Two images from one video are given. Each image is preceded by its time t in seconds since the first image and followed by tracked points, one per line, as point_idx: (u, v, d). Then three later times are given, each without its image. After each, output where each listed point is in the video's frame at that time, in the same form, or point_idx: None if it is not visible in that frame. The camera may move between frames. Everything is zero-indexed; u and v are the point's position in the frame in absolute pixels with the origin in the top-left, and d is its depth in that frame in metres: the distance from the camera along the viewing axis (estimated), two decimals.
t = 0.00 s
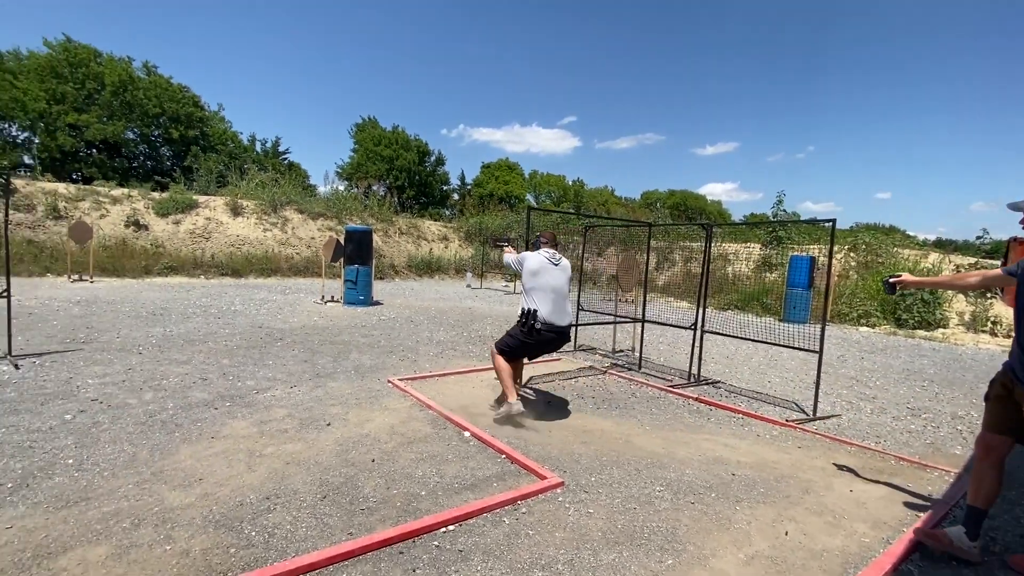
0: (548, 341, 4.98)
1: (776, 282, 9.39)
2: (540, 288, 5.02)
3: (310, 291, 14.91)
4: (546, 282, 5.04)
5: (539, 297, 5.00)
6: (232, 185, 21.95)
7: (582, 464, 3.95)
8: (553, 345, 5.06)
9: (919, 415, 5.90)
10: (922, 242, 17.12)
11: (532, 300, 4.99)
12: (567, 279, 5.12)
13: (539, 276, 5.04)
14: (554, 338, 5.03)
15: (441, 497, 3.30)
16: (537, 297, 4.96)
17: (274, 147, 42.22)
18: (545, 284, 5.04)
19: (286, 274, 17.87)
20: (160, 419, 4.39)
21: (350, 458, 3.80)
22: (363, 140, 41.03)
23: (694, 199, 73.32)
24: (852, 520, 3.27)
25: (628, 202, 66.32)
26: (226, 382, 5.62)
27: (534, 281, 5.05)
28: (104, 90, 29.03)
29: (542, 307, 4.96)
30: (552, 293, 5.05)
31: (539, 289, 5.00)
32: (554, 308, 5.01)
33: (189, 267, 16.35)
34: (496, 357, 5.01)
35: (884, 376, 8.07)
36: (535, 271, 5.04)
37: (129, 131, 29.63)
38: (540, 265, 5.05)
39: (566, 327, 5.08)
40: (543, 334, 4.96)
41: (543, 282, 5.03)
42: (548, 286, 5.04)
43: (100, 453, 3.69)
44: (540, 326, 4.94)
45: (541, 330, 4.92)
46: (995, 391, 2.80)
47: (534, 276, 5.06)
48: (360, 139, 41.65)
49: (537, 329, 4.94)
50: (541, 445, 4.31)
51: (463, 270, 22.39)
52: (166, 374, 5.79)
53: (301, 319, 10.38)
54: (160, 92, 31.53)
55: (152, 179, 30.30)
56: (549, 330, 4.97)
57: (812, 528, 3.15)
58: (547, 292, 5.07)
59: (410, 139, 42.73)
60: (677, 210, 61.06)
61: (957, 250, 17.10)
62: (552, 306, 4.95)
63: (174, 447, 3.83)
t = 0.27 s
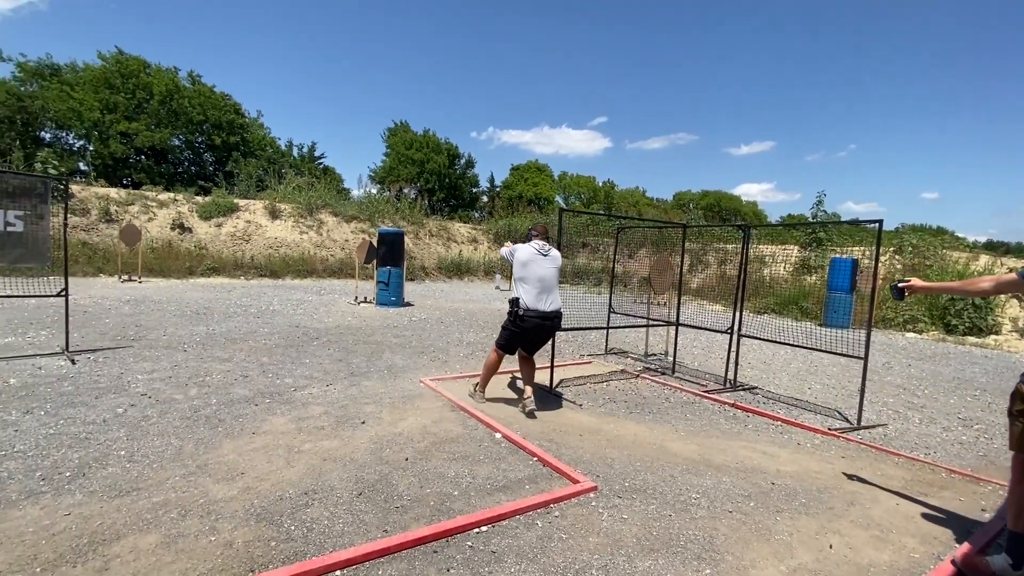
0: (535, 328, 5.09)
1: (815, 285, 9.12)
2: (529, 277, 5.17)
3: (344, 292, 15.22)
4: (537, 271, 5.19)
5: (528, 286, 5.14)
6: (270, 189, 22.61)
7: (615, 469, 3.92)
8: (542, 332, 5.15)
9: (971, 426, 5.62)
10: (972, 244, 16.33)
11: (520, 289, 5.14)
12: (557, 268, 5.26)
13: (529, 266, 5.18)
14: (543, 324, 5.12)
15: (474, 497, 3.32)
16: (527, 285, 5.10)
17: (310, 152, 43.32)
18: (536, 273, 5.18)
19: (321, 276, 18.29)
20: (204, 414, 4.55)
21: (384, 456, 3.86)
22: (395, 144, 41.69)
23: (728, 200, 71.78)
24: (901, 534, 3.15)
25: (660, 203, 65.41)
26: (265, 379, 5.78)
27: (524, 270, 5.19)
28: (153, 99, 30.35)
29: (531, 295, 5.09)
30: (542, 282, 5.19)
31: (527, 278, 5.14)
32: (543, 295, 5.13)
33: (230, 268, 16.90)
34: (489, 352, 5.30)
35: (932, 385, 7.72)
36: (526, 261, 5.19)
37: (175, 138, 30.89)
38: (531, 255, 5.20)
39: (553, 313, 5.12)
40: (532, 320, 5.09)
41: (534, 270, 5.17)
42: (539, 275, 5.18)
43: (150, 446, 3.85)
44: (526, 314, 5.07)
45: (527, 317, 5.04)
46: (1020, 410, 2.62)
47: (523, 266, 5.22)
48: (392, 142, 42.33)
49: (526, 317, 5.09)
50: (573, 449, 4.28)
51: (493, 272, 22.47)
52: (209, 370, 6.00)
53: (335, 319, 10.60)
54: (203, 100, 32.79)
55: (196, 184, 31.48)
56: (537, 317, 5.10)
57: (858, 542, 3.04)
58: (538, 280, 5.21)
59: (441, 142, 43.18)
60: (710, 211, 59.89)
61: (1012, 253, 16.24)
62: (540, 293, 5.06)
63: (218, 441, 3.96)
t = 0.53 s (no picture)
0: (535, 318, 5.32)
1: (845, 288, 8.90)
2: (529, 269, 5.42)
3: (367, 294, 15.41)
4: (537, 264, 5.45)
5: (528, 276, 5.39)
6: (296, 192, 23.02)
7: (639, 475, 3.87)
8: (541, 321, 5.34)
9: (1012, 437, 5.40)
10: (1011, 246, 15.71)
11: (519, 280, 5.41)
12: (555, 261, 5.45)
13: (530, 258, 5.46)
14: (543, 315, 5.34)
15: (496, 501, 3.31)
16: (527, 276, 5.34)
17: (335, 156, 44.00)
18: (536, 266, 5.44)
19: (345, 278, 18.54)
20: (233, 412, 4.64)
21: (408, 457, 3.88)
22: (417, 148, 42.07)
23: (753, 201, 70.54)
24: (939, 549, 3.04)
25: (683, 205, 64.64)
26: (291, 379, 5.88)
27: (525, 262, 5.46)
28: (185, 105, 31.22)
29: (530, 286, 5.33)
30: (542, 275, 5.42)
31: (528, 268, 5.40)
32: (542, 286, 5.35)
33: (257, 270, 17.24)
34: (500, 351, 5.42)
35: (970, 393, 7.45)
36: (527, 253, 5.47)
37: (205, 143, 31.70)
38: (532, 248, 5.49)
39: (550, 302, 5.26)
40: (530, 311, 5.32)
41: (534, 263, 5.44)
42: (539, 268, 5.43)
43: (180, 443, 3.94)
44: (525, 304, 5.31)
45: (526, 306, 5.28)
46: None
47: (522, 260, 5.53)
48: (414, 146, 42.72)
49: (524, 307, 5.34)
50: (596, 454, 4.24)
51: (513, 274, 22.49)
52: (238, 370, 6.12)
53: (359, 320, 10.72)
54: (233, 106, 33.59)
55: (225, 188, 32.24)
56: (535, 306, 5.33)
57: (893, 556, 2.99)
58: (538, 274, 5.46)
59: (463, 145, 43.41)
60: (735, 213, 58.94)
61: None
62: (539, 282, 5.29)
63: (245, 440, 4.03)
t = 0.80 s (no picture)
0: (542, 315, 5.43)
1: (863, 291, 8.82)
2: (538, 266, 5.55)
3: (378, 296, 15.47)
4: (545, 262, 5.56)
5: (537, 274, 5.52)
6: (308, 195, 23.19)
7: (655, 481, 3.80)
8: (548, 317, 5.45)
9: None
10: None
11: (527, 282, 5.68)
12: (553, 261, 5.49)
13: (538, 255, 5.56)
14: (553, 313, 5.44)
15: (510, 506, 3.26)
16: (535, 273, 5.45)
17: (347, 159, 44.30)
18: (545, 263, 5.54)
19: (356, 279, 18.62)
20: (246, 414, 4.64)
21: (420, 460, 3.85)
22: (428, 150, 42.25)
23: (766, 203, 69.86)
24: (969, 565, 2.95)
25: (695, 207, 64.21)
26: (303, 381, 5.88)
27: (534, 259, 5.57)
28: (201, 110, 31.65)
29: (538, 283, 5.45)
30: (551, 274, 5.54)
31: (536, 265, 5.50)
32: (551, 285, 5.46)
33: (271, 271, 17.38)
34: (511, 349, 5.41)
35: (994, 399, 7.27)
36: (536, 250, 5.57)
37: (220, 146, 32.08)
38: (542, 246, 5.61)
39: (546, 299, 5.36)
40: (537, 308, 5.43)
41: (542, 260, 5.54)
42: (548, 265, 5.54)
43: (194, 444, 3.94)
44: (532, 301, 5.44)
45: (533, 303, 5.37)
46: None
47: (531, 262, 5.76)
48: (425, 148, 42.89)
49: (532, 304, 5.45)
50: (610, 459, 4.18)
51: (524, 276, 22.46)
52: (251, 371, 6.14)
53: (370, 322, 10.74)
54: (247, 110, 33.99)
55: (239, 190, 32.59)
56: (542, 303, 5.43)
57: (920, 569, 2.92)
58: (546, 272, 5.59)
59: (474, 148, 43.50)
60: (748, 215, 58.38)
61: None
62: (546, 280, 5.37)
63: (258, 442, 4.02)
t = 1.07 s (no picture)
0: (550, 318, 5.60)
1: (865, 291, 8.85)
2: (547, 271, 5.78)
3: (380, 298, 15.39)
4: (555, 267, 5.80)
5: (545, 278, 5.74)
6: (310, 197, 23.13)
7: (666, 490, 3.70)
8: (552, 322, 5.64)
9: None
10: None
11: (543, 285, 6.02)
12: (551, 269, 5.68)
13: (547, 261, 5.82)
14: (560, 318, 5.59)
15: (518, 517, 3.16)
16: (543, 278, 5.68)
17: (349, 161, 44.25)
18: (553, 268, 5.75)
19: (358, 281, 18.54)
20: (247, 419, 4.54)
21: (425, 468, 3.75)
22: (430, 152, 42.21)
23: (769, 204, 69.69)
24: None
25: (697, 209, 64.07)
26: (305, 385, 5.78)
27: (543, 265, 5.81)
28: (203, 112, 31.62)
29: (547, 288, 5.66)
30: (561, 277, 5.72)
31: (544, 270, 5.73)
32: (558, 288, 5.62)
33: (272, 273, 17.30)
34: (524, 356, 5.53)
35: (1008, 403, 7.15)
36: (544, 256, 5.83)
37: (223, 148, 32.07)
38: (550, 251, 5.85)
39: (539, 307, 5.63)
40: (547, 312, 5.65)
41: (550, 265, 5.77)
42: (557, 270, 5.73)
43: (193, 451, 3.84)
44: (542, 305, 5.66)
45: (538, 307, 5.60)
46: None
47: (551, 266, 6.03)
48: (427, 150, 42.85)
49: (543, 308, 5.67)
50: (619, 466, 4.08)
51: (526, 278, 22.36)
52: (252, 375, 6.05)
53: (372, 324, 10.65)
54: (249, 112, 33.99)
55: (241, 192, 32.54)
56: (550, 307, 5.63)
57: None
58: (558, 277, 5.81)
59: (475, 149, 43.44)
60: (751, 216, 58.21)
61: None
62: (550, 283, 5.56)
63: (259, 448, 3.92)
